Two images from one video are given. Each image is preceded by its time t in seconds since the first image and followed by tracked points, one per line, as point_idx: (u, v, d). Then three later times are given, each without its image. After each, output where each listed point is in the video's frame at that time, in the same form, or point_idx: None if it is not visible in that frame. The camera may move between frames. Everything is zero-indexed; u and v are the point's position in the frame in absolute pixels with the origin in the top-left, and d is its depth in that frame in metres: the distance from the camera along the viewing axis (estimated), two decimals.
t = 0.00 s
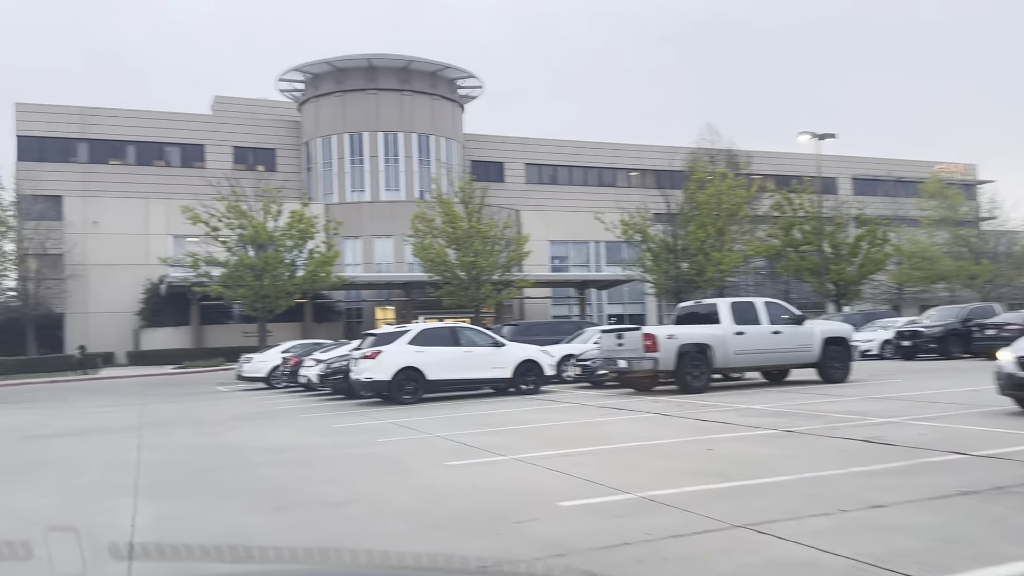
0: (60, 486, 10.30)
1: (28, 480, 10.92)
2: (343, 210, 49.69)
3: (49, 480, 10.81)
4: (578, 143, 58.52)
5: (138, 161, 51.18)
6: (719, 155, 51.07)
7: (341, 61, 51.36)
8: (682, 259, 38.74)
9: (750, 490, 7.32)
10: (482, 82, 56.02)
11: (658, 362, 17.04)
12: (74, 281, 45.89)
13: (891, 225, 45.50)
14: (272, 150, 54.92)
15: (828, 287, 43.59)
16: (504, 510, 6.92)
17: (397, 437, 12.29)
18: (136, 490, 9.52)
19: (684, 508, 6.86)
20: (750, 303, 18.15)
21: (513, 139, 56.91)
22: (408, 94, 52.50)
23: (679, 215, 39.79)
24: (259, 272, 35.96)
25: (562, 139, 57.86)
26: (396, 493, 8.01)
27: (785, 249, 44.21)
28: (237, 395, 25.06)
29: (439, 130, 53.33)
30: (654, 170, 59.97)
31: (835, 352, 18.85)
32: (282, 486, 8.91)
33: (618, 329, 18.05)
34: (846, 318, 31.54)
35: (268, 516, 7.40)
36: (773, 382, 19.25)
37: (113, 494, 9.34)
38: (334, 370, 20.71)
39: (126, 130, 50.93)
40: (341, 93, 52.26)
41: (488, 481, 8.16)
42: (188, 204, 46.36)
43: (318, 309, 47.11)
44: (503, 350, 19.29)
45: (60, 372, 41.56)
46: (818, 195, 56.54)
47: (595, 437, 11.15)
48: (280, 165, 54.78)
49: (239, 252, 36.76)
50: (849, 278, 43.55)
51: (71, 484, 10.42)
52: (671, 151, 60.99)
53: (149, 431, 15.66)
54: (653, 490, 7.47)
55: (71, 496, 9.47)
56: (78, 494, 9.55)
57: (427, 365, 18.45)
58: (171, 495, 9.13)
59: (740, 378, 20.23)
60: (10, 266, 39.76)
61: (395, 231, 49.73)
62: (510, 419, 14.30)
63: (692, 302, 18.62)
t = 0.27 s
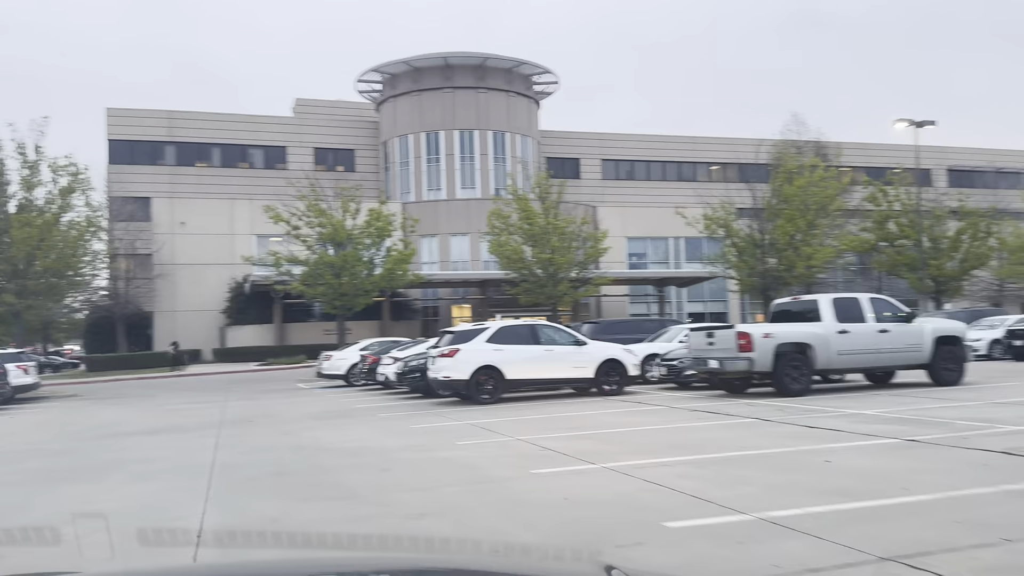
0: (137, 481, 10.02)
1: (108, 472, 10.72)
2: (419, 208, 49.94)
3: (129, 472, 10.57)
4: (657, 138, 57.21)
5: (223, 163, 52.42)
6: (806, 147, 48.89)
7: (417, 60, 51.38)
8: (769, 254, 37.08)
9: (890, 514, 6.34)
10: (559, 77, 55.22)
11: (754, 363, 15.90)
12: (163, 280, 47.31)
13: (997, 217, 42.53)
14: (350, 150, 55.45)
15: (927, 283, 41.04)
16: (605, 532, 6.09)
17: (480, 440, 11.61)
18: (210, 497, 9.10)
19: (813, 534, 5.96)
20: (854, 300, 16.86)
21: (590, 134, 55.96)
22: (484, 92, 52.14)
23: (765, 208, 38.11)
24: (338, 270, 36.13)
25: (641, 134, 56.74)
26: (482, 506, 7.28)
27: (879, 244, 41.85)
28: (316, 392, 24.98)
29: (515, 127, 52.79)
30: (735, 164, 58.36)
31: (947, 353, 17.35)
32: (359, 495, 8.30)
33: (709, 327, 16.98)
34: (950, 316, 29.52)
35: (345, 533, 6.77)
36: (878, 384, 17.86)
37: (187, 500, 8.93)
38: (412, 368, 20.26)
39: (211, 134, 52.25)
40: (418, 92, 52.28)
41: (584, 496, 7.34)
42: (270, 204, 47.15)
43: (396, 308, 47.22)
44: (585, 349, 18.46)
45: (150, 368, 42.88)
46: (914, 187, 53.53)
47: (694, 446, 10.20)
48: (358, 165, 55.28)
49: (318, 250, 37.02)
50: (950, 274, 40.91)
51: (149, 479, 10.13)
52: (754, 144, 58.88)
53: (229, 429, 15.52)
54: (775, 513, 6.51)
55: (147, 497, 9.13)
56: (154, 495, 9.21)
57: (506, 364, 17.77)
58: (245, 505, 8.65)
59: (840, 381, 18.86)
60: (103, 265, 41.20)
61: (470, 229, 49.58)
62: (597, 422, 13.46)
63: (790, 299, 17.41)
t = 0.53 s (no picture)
0: (197, 486, 9.56)
1: (170, 475, 10.33)
2: (487, 206, 49.80)
3: (189, 477, 10.15)
4: (730, 132, 55.57)
5: (293, 164, 53.00)
6: (891, 137, 46.38)
7: (484, 57, 50.80)
8: (853, 250, 34.99)
9: None
10: (627, 71, 53.91)
11: (850, 366, 14.66)
12: (236, 280, 48.08)
13: None
14: (418, 149, 55.43)
15: None
16: (710, 567, 5.19)
17: (555, 447, 10.80)
18: (267, 506, 8.52)
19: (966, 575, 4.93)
20: (961, 298, 15.48)
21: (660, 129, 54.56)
22: (551, 88, 51.22)
23: (849, 202, 36.05)
24: (406, 269, 35.84)
25: (712, 128, 55.23)
26: (562, 528, 6.45)
27: (973, 238, 39.19)
28: (384, 391, 24.63)
29: (583, 123, 51.76)
30: (812, 158, 56.30)
31: None
32: (425, 511, 7.60)
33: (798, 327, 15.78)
34: None
35: (407, 551, 6.08)
36: (984, 389, 16.38)
37: (244, 509, 8.36)
38: (480, 369, 19.61)
39: (283, 135, 52.90)
40: (485, 90, 51.69)
41: (676, 517, 6.46)
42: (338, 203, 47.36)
43: (463, 306, 46.81)
44: (662, 350, 17.41)
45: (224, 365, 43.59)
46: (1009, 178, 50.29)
47: (794, 460, 9.18)
48: (426, 164, 55.18)
49: (386, 248, 36.82)
50: None
51: (208, 484, 9.67)
52: (834, 136, 56.34)
53: (294, 430, 15.11)
54: (910, 547, 5.47)
55: (203, 505, 8.62)
56: (211, 502, 8.69)
57: (578, 365, 16.92)
58: (302, 514, 8.02)
59: (942, 386, 17.37)
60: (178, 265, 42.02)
61: (537, 226, 49.06)
62: (680, 428, 12.50)
63: (888, 297, 16.12)
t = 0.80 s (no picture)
0: (247, 492, 9.01)
1: (221, 479, 9.84)
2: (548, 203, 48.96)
3: (240, 482, 9.63)
4: (800, 123, 53.40)
5: (356, 163, 53.12)
6: (975, 126, 43.76)
7: (546, 52, 49.91)
8: (936, 244, 32.84)
9: None
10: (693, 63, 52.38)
11: (951, 369, 13.35)
12: (300, 279, 48.35)
13: None
14: (479, 148, 54.96)
15: None
16: None
17: (630, 457, 9.88)
18: (316, 517, 7.82)
19: None
20: None
21: (728, 123, 52.82)
22: (614, 82, 50.05)
23: (932, 194, 33.84)
24: (467, 266, 35.28)
25: (782, 121, 53.22)
26: (644, 557, 5.62)
27: None
28: (445, 392, 24.04)
29: (647, 117, 50.44)
30: (888, 150, 53.63)
31: None
32: (488, 528, 6.85)
33: (891, 326, 14.43)
34: None
35: None
36: None
37: (293, 520, 7.67)
38: (544, 369, 18.78)
39: (345, 135, 53.07)
40: (546, 86, 50.83)
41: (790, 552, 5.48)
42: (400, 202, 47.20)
43: (525, 305, 46.04)
44: (739, 351, 16.28)
45: (288, 364, 43.81)
46: None
47: (905, 479, 8.12)
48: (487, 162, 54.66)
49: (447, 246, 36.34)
50: None
51: (258, 490, 9.13)
52: (912, 127, 53.65)
53: (352, 432, 14.53)
54: None
55: (250, 515, 7.97)
56: (260, 513, 8.04)
57: (649, 366, 15.92)
58: (354, 527, 7.29)
59: None
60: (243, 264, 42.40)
61: (601, 223, 48.08)
62: (766, 437, 11.43)
63: (990, 293, 14.70)
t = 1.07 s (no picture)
0: (295, 500, 8.33)
1: (269, 485, 9.20)
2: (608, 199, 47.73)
3: (289, 488, 8.97)
4: (873, 114, 50.98)
5: (414, 161, 52.78)
6: None
7: (606, 45, 48.68)
8: None
9: None
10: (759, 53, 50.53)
11: None
12: (359, 276, 48.19)
13: None
14: (537, 143, 54.02)
15: None
16: None
17: (714, 469, 8.83)
18: (366, 532, 7.01)
19: None
20: None
21: (796, 114, 50.76)
22: (677, 73, 48.52)
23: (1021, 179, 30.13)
24: (526, 263, 34.38)
25: (854, 111, 50.86)
26: None
27: None
28: (503, 391, 23.22)
29: (711, 109, 48.78)
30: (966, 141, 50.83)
31: None
32: (561, 553, 5.92)
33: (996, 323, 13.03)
34: None
35: None
36: None
37: (340, 534, 6.87)
38: (608, 369, 17.78)
39: (403, 133, 52.75)
40: (605, 79, 49.57)
41: None
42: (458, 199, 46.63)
43: (584, 303, 44.88)
44: (823, 350, 15.03)
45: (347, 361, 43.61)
46: None
47: None
48: (546, 158, 53.70)
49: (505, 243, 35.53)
50: None
51: (307, 498, 8.43)
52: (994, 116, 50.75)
53: (408, 435, 13.77)
54: None
55: (295, 527, 7.20)
56: (305, 525, 7.27)
57: (724, 367, 14.78)
58: (407, 544, 6.44)
59: None
60: (303, 263, 42.38)
61: (662, 219, 46.66)
62: (864, 448, 10.23)
63: None
